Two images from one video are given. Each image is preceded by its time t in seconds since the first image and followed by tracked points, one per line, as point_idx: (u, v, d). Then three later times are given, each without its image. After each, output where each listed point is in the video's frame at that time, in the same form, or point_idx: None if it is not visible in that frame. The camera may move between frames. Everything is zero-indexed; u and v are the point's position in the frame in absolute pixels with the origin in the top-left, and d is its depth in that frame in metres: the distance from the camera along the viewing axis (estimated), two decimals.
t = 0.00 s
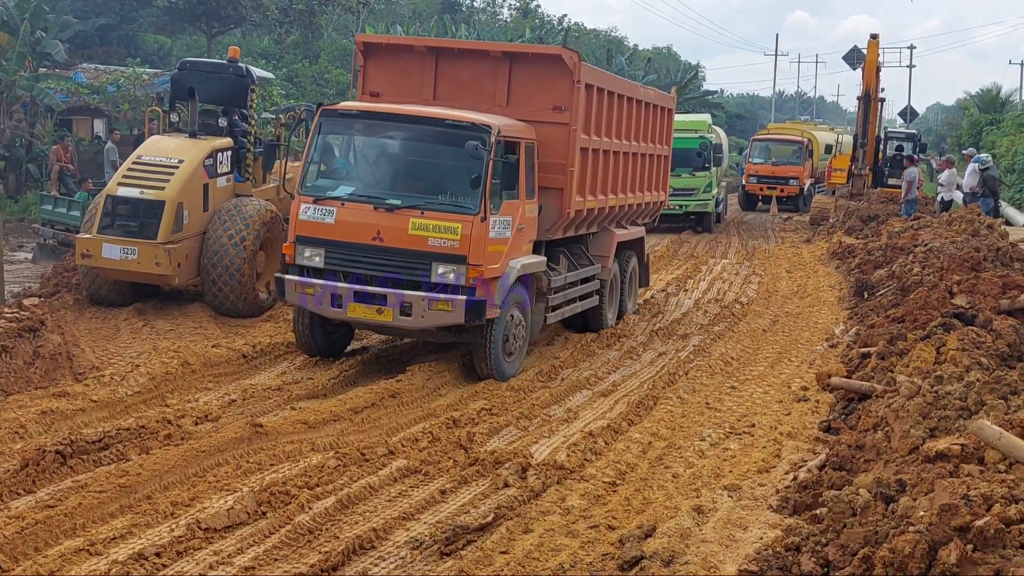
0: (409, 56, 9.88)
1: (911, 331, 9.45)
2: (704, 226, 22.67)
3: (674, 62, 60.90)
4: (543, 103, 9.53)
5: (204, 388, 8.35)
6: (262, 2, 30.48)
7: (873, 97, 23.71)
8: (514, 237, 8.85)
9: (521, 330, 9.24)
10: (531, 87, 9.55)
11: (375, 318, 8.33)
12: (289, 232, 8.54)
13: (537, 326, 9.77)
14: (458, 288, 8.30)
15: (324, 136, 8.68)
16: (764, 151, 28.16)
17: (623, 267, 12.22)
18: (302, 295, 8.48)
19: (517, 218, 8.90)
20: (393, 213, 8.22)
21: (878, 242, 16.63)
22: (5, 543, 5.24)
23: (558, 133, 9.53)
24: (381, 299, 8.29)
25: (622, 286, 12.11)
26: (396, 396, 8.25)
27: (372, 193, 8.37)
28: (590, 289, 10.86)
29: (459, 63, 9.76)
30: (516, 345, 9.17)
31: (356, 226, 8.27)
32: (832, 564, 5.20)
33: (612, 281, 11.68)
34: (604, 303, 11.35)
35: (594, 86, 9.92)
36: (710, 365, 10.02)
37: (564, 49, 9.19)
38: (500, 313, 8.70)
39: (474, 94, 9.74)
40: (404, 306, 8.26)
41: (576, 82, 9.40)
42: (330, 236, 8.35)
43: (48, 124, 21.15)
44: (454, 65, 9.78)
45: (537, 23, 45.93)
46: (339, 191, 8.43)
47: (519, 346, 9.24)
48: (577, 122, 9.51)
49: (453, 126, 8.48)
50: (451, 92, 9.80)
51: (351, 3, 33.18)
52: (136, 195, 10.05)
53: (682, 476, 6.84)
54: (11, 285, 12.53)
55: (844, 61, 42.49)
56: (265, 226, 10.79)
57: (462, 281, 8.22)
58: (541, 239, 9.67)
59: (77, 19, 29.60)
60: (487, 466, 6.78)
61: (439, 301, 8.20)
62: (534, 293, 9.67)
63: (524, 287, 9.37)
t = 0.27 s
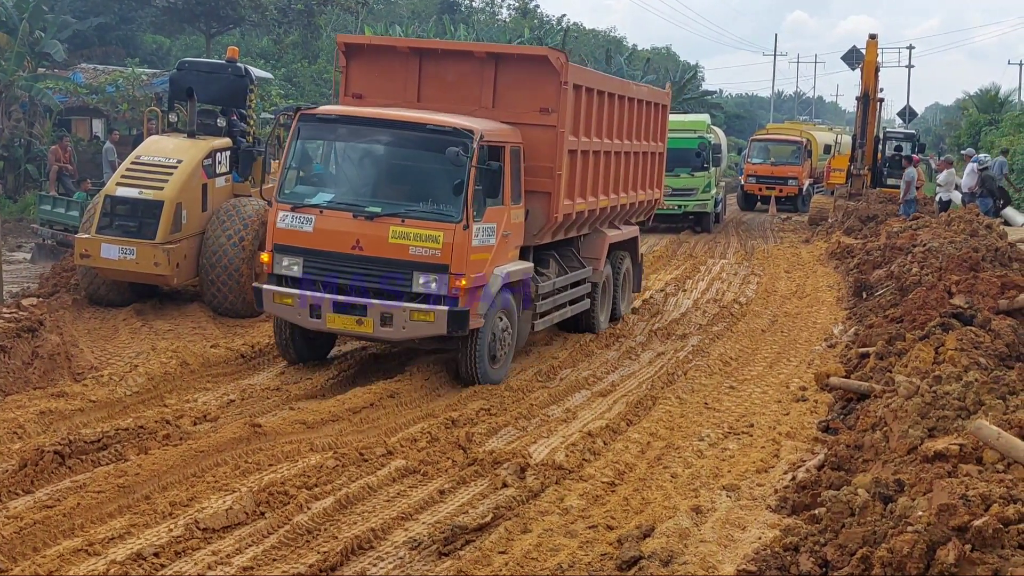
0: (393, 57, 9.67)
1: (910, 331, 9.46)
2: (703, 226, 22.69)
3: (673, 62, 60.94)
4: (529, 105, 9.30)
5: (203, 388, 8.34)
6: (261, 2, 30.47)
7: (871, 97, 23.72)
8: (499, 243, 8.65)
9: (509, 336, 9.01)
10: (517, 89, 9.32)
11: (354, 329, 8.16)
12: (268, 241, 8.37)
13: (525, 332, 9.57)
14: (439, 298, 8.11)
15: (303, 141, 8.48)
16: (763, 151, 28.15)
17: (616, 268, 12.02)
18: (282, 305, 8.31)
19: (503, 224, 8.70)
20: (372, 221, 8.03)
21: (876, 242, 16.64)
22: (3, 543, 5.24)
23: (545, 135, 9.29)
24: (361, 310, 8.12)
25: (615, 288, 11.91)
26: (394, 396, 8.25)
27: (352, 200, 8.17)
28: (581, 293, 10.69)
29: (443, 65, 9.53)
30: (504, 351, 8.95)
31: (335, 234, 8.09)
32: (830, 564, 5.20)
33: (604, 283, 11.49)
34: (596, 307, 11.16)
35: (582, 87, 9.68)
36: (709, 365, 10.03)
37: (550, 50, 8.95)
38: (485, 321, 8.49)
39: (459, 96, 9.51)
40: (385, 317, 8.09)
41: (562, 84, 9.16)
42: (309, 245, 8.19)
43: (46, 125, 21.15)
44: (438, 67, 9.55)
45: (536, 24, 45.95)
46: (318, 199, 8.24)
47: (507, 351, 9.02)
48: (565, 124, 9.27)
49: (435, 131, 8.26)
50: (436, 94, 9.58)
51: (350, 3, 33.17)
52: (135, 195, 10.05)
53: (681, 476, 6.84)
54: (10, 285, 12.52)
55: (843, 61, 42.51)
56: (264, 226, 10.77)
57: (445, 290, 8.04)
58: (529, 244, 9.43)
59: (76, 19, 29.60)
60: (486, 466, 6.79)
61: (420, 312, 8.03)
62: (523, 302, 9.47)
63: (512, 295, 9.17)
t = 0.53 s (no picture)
0: (380, 51, 9.42)
1: (908, 331, 9.47)
2: (701, 226, 22.71)
3: (671, 62, 60.97)
4: (519, 102, 9.04)
5: (202, 388, 8.34)
6: (259, 3, 30.42)
7: (870, 96, 23.74)
8: (485, 244, 8.37)
9: (495, 337, 8.78)
10: (506, 85, 9.06)
11: (335, 332, 7.88)
12: (246, 240, 8.09)
13: (512, 334, 9.34)
14: (422, 301, 7.83)
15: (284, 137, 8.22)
16: (761, 151, 28.12)
17: (610, 269, 11.79)
18: (260, 306, 8.04)
19: (488, 224, 8.42)
20: (354, 220, 7.75)
21: (875, 242, 16.65)
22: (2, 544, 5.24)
23: (535, 133, 9.04)
24: (342, 311, 7.84)
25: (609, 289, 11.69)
26: (393, 396, 8.24)
27: (333, 199, 7.90)
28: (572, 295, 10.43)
29: (432, 59, 9.27)
30: (490, 353, 8.74)
31: (314, 233, 7.80)
32: (829, 564, 5.21)
33: (597, 283, 11.26)
34: (589, 308, 10.93)
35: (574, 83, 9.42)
36: (708, 364, 10.03)
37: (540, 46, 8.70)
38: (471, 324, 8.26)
39: (447, 92, 9.26)
40: (366, 319, 7.81)
41: (553, 80, 8.90)
42: (288, 245, 7.90)
43: (45, 125, 21.15)
44: (426, 61, 9.30)
45: (534, 24, 45.96)
46: (298, 197, 7.96)
47: (494, 353, 8.81)
48: (555, 121, 9.01)
49: (418, 128, 7.98)
50: (424, 90, 9.33)
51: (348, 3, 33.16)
52: (133, 195, 10.04)
53: (680, 476, 6.85)
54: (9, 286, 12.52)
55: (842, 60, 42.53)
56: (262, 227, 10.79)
57: (427, 292, 7.74)
58: (518, 244, 9.19)
59: (74, 20, 29.60)
60: (485, 466, 6.79)
61: (402, 314, 7.73)
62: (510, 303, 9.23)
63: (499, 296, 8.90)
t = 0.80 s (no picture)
0: (366, 48, 9.25)
1: (906, 331, 9.47)
2: (699, 226, 22.71)
3: (670, 62, 60.99)
4: (507, 100, 8.86)
5: (200, 388, 8.33)
6: (257, 3, 30.25)
7: (868, 97, 23.76)
8: (470, 245, 8.16)
9: (480, 340, 8.54)
10: (494, 82, 8.88)
11: (314, 334, 7.67)
12: (225, 239, 7.89)
13: (499, 338, 9.06)
14: (404, 302, 7.63)
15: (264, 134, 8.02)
16: (759, 151, 28.12)
17: (603, 273, 11.60)
18: (238, 307, 7.82)
19: (474, 224, 8.22)
20: (334, 219, 7.56)
21: (873, 242, 16.67)
22: None
23: (523, 131, 8.84)
24: (321, 313, 7.63)
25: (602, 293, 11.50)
26: (391, 397, 8.24)
27: (313, 198, 7.71)
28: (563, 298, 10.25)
29: (419, 56, 9.11)
30: (475, 358, 8.52)
31: (294, 233, 7.61)
32: (827, 564, 5.21)
33: (589, 287, 11.06)
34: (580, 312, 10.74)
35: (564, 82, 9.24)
36: (706, 365, 10.03)
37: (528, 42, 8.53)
38: (454, 328, 8.02)
39: (434, 89, 9.08)
40: (346, 321, 7.59)
41: (542, 78, 8.73)
42: (267, 244, 7.70)
43: (42, 126, 21.13)
44: (414, 58, 9.13)
45: (532, 24, 45.96)
46: (278, 195, 7.77)
47: (479, 358, 8.59)
48: (544, 120, 8.82)
49: (402, 126, 7.79)
50: (411, 87, 9.15)
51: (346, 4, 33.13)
52: (131, 197, 10.03)
53: (678, 476, 6.85)
54: (6, 286, 12.50)
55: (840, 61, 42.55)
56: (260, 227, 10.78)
57: (410, 294, 7.55)
58: (505, 245, 8.99)
59: (72, 20, 29.59)
60: (483, 466, 6.79)
61: (383, 316, 7.52)
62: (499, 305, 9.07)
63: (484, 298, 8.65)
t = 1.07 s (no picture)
0: (347, 50, 8.89)
1: (905, 331, 9.48)
2: (698, 226, 22.73)
3: (668, 62, 61.02)
4: (493, 104, 8.53)
5: (199, 389, 8.33)
6: (256, 3, 30.02)
7: (866, 97, 23.78)
8: (454, 254, 7.89)
9: (466, 347, 8.29)
10: (480, 86, 8.55)
11: (291, 347, 7.42)
12: (200, 249, 7.66)
13: (485, 349, 8.78)
14: (384, 315, 7.38)
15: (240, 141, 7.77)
16: (758, 151, 28.13)
17: (595, 277, 11.38)
18: (213, 320, 7.60)
19: (458, 233, 7.95)
20: (310, 230, 7.31)
21: (872, 242, 16.68)
22: None
23: (510, 137, 8.53)
24: (297, 326, 7.39)
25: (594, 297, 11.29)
26: (390, 398, 8.23)
27: (289, 207, 7.46)
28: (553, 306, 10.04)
29: (402, 59, 8.74)
30: (462, 365, 8.27)
31: (270, 243, 7.36)
32: (826, 564, 5.21)
33: (581, 293, 10.83)
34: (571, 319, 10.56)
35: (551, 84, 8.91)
36: (705, 365, 10.03)
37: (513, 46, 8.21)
38: (439, 336, 7.79)
39: (418, 93, 8.72)
40: (324, 334, 7.34)
41: (529, 82, 8.41)
42: (242, 255, 7.46)
43: (41, 127, 21.14)
44: (396, 61, 8.77)
45: (531, 24, 45.98)
46: (253, 205, 7.53)
47: (466, 365, 8.34)
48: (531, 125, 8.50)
49: (381, 132, 7.54)
50: (394, 91, 8.78)
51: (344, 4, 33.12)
52: (130, 197, 10.03)
53: (677, 476, 6.85)
54: (5, 287, 12.50)
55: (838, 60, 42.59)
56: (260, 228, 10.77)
57: (389, 307, 7.29)
58: (491, 254, 8.68)
59: (71, 21, 29.61)
60: (482, 467, 6.79)
61: (361, 330, 7.27)
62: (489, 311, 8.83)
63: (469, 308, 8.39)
